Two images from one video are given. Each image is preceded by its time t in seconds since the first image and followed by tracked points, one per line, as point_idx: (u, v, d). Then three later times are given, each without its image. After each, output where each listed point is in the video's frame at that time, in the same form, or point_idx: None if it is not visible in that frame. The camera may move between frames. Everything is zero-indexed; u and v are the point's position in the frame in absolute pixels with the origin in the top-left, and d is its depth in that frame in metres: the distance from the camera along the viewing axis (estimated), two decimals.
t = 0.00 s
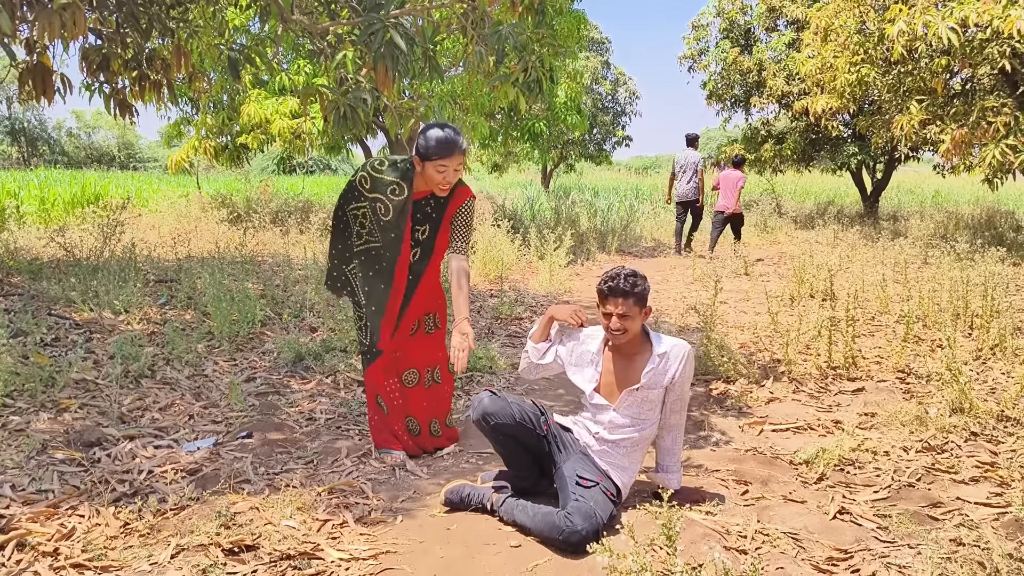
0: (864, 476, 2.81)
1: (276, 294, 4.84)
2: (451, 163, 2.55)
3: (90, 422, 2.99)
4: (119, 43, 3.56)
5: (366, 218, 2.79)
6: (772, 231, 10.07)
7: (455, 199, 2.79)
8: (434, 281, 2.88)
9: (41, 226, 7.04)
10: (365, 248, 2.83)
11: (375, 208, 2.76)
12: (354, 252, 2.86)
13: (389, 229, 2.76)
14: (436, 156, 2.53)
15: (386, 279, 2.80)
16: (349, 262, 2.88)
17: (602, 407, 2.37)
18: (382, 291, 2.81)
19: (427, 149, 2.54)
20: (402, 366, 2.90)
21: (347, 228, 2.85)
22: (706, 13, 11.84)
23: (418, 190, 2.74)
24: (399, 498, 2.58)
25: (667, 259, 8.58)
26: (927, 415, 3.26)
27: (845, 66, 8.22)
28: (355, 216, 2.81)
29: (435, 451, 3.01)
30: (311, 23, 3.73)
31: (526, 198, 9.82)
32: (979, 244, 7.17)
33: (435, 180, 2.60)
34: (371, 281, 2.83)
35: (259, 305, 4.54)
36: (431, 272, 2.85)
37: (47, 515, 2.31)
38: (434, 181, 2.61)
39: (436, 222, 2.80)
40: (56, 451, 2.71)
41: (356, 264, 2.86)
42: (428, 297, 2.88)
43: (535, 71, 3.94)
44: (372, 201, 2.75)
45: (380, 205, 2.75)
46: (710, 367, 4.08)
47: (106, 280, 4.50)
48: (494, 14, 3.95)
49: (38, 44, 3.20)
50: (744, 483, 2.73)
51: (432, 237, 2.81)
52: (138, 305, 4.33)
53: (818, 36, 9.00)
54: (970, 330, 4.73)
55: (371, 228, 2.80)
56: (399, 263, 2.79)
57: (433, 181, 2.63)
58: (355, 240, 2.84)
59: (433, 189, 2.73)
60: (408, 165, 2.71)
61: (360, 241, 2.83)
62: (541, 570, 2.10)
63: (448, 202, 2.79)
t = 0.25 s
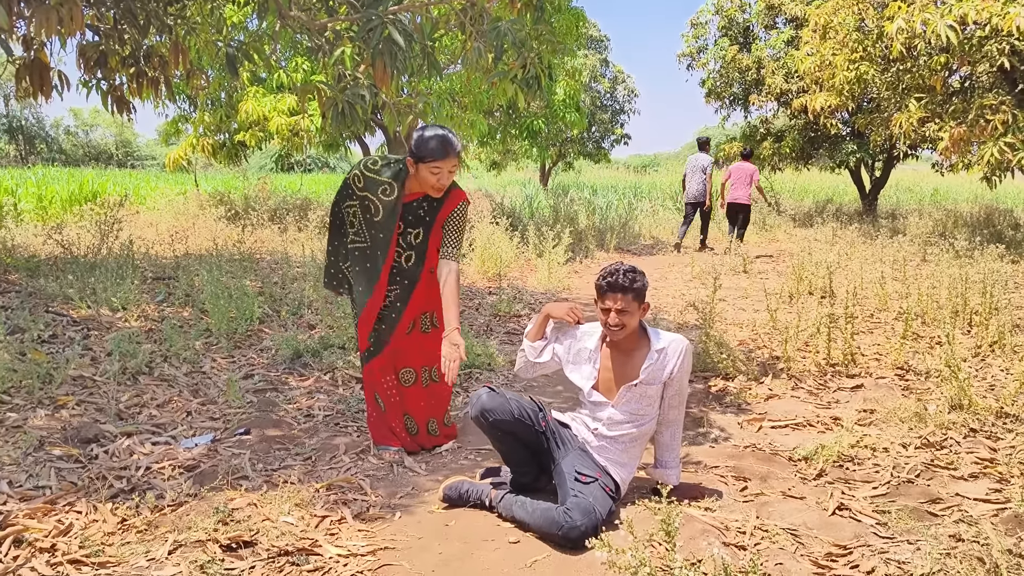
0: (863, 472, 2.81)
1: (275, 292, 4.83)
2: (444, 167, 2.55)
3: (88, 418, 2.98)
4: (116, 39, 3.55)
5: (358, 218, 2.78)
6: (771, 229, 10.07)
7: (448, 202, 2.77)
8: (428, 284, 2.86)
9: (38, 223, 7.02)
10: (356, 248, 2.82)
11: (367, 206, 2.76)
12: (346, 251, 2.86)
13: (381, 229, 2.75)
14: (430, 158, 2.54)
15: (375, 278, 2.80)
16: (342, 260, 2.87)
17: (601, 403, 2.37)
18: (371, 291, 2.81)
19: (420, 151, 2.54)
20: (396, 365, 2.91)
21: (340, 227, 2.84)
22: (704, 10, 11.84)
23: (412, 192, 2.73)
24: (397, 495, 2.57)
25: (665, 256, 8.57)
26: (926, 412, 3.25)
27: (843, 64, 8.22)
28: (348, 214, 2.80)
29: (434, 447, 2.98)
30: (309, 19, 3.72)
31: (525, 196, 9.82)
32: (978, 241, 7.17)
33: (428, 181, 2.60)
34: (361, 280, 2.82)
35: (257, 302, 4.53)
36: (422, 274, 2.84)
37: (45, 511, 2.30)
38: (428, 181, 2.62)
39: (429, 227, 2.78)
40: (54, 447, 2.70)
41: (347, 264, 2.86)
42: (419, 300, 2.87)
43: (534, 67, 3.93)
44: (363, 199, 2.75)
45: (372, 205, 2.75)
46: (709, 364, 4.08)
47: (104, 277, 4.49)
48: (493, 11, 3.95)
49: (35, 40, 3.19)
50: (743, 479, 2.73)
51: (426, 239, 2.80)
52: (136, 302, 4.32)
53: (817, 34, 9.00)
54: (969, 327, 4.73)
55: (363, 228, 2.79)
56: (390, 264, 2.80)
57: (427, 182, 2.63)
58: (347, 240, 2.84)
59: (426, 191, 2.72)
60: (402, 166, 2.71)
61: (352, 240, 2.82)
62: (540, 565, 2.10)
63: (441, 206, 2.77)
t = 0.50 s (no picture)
0: (860, 468, 2.82)
1: (273, 289, 4.83)
2: (449, 137, 2.60)
3: (87, 415, 2.98)
4: (114, 36, 3.55)
5: (358, 205, 2.79)
6: (769, 228, 10.10)
7: (450, 179, 2.79)
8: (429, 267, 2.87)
9: (37, 221, 7.02)
10: (357, 236, 2.82)
11: (366, 190, 2.77)
12: (346, 242, 2.85)
13: (382, 212, 2.74)
14: (435, 129, 2.58)
15: (375, 264, 2.77)
16: (342, 252, 2.87)
17: (600, 400, 2.37)
18: (375, 279, 2.76)
19: (423, 123, 2.58)
20: (397, 356, 2.90)
21: (341, 218, 2.85)
22: (703, 9, 11.84)
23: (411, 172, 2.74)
24: (396, 491, 2.58)
25: (664, 255, 8.58)
26: (923, 408, 3.26)
27: (842, 62, 8.23)
28: (349, 203, 2.81)
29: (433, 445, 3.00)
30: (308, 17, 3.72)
31: (524, 194, 9.82)
32: (975, 239, 7.19)
33: (432, 154, 2.63)
34: (362, 268, 2.80)
35: (256, 299, 4.54)
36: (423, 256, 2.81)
37: (44, 507, 2.31)
38: (432, 155, 2.64)
39: (430, 205, 2.78)
40: (53, 444, 2.70)
41: (348, 254, 2.85)
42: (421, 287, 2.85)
43: (533, 65, 3.93)
44: (362, 184, 2.76)
45: (371, 188, 2.75)
46: (707, 361, 4.09)
47: (103, 275, 4.49)
48: (491, 8, 3.96)
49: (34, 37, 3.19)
50: (741, 475, 2.74)
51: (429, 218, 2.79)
52: (134, 300, 4.32)
53: (815, 32, 9.02)
54: (966, 324, 4.74)
55: (364, 213, 2.79)
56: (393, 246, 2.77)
57: (430, 156, 2.66)
58: (347, 229, 2.84)
59: (429, 167, 2.73)
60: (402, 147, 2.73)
61: (353, 228, 2.83)
62: (539, 561, 2.11)
63: (444, 184, 2.79)
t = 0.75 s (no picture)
0: (858, 465, 2.84)
1: (273, 288, 4.84)
2: (449, 111, 2.61)
3: (88, 413, 2.99)
4: (114, 35, 3.56)
5: (360, 196, 2.75)
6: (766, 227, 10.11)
7: (450, 156, 2.81)
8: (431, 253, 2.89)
9: (35, 220, 7.02)
10: (361, 228, 2.76)
11: (370, 177, 2.72)
12: (349, 236, 2.79)
13: (386, 198, 2.72)
14: (434, 104, 2.59)
15: (384, 252, 2.75)
16: (344, 248, 2.79)
17: (600, 397, 2.39)
18: (389, 264, 2.76)
19: (421, 100, 2.59)
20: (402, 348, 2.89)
21: (341, 212, 2.79)
22: (701, 8, 11.86)
23: (413, 154, 2.74)
24: (397, 488, 2.59)
25: (662, 254, 8.60)
26: (921, 406, 3.28)
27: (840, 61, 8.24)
28: (350, 196, 2.76)
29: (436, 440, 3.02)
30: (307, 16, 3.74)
31: (522, 193, 9.83)
32: (973, 238, 7.21)
33: (431, 131, 2.63)
34: (371, 260, 2.76)
35: (256, 298, 4.55)
36: (428, 235, 2.86)
37: (47, 504, 2.32)
38: (430, 132, 2.64)
39: (434, 184, 2.81)
40: (54, 441, 2.71)
41: (352, 248, 2.78)
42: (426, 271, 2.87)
43: (531, 64, 3.95)
44: (366, 172, 2.72)
45: (375, 174, 2.71)
46: (706, 359, 4.10)
47: (102, 274, 4.49)
48: (490, 8, 3.97)
49: (34, 36, 3.20)
50: (740, 472, 2.76)
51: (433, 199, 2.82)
52: (134, 298, 4.33)
53: (813, 31, 9.04)
54: (963, 323, 4.76)
55: (367, 202, 2.74)
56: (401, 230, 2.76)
57: (429, 134, 2.66)
58: (351, 222, 2.78)
59: (430, 147, 2.75)
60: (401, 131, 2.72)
61: (357, 221, 2.77)
62: (538, 557, 2.12)
63: (445, 164, 2.81)
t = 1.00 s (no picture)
0: (855, 464, 2.85)
1: (272, 288, 4.85)
2: (448, 95, 2.64)
3: (88, 412, 3.00)
4: (113, 34, 3.57)
5: (370, 190, 2.75)
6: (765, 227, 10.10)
7: (451, 140, 2.82)
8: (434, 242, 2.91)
9: (34, 220, 7.02)
10: (370, 223, 2.77)
11: (379, 171, 2.72)
12: (358, 234, 2.81)
13: (398, 187, 2.72)
14: (434, 88, 2.61)
15: (400, 242, 2.75)
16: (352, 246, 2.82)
17: (599, 396, 2.40)
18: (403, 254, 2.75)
19: (422, 86, 2.61)
20: (411, 343, 2.88)
21: (348, 210, 2.80)
22: (700, 7, 11.87)
23: (418, 141, 2.75)
24: (396, 487, 2.60)
25: (660, 253, 8.62)
26: (918, 405, 3.29)
27: (838, 61, 8.25)
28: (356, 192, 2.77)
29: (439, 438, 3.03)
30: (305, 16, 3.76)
31: (521, 192, 9.85)
32: (970, 238, 7.23)
33: (432, 116, 2.64)
34: (385, 253, 2.77)
35: (255, 297, 4.55)
36: (437, 219, 2.85)
37: (48, 503, 2.32)
38: (430, 116, 2.65)
39: (440, 168, 2.82)
40: (54, 441, 2.71)
41: (359, 245, 2.80)
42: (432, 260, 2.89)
43: (530, 64, 3.96)
44: (374, 166, 2.72)
45: (385, 166, 2.71)
46: (704, 359, 4.12)
47: (101, 273, 4.50)
48: (489, 8, 3.98)
49: (33, 35, 3.21)
50: (737, 471, 2.77)
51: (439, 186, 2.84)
52: (133, 298, 4.34)
53: (811, 31, 9.06)
54: (961, 322, 4.77)
55: (376, 195, 2.75)
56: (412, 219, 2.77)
57: (431, 118, 2.67)
58: (359, 219, 2.79)
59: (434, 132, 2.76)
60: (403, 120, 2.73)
61: (367, 217, 2.78)
62: (538, 555, 2.13)
63: (448, 148, 2.83)
